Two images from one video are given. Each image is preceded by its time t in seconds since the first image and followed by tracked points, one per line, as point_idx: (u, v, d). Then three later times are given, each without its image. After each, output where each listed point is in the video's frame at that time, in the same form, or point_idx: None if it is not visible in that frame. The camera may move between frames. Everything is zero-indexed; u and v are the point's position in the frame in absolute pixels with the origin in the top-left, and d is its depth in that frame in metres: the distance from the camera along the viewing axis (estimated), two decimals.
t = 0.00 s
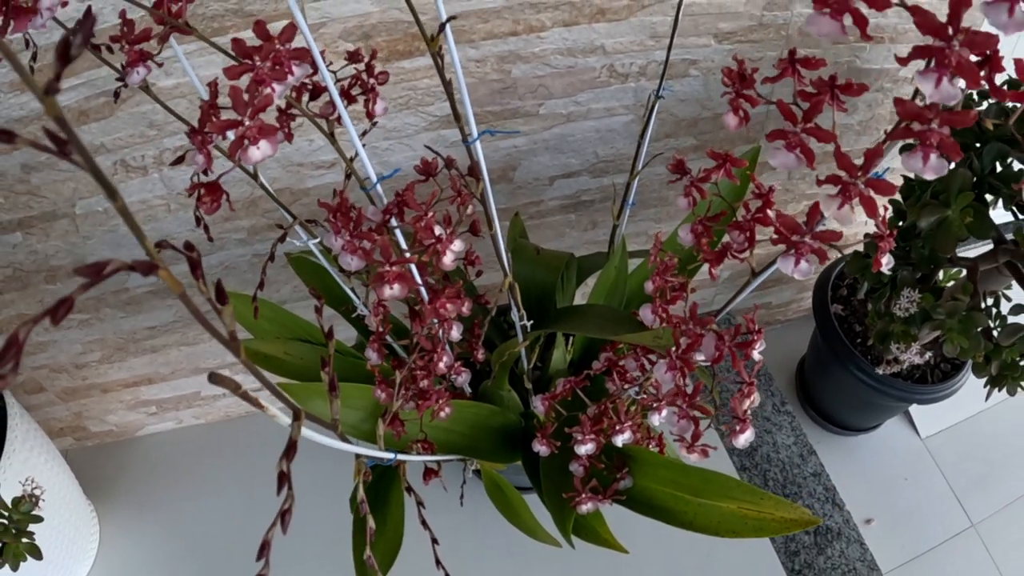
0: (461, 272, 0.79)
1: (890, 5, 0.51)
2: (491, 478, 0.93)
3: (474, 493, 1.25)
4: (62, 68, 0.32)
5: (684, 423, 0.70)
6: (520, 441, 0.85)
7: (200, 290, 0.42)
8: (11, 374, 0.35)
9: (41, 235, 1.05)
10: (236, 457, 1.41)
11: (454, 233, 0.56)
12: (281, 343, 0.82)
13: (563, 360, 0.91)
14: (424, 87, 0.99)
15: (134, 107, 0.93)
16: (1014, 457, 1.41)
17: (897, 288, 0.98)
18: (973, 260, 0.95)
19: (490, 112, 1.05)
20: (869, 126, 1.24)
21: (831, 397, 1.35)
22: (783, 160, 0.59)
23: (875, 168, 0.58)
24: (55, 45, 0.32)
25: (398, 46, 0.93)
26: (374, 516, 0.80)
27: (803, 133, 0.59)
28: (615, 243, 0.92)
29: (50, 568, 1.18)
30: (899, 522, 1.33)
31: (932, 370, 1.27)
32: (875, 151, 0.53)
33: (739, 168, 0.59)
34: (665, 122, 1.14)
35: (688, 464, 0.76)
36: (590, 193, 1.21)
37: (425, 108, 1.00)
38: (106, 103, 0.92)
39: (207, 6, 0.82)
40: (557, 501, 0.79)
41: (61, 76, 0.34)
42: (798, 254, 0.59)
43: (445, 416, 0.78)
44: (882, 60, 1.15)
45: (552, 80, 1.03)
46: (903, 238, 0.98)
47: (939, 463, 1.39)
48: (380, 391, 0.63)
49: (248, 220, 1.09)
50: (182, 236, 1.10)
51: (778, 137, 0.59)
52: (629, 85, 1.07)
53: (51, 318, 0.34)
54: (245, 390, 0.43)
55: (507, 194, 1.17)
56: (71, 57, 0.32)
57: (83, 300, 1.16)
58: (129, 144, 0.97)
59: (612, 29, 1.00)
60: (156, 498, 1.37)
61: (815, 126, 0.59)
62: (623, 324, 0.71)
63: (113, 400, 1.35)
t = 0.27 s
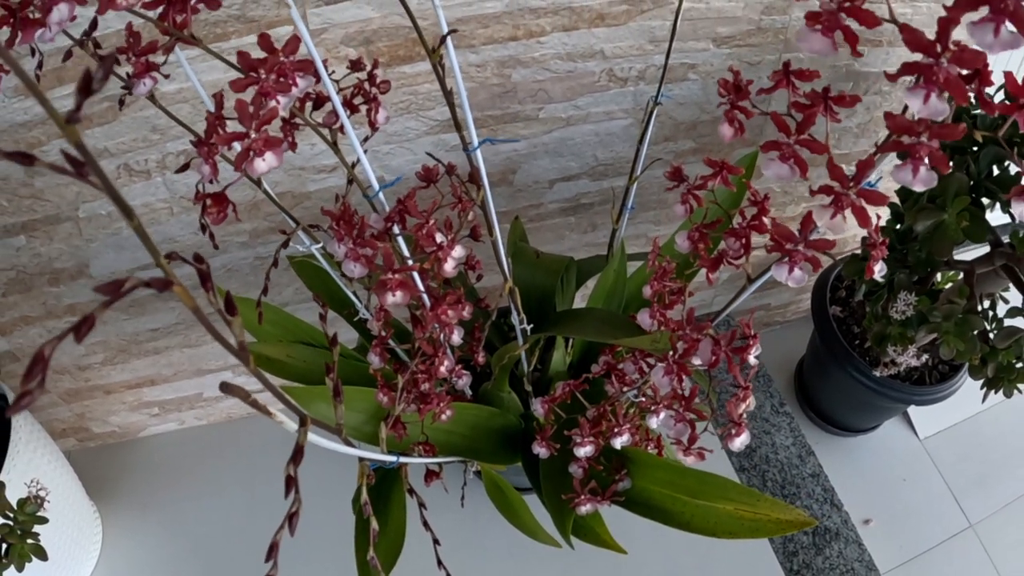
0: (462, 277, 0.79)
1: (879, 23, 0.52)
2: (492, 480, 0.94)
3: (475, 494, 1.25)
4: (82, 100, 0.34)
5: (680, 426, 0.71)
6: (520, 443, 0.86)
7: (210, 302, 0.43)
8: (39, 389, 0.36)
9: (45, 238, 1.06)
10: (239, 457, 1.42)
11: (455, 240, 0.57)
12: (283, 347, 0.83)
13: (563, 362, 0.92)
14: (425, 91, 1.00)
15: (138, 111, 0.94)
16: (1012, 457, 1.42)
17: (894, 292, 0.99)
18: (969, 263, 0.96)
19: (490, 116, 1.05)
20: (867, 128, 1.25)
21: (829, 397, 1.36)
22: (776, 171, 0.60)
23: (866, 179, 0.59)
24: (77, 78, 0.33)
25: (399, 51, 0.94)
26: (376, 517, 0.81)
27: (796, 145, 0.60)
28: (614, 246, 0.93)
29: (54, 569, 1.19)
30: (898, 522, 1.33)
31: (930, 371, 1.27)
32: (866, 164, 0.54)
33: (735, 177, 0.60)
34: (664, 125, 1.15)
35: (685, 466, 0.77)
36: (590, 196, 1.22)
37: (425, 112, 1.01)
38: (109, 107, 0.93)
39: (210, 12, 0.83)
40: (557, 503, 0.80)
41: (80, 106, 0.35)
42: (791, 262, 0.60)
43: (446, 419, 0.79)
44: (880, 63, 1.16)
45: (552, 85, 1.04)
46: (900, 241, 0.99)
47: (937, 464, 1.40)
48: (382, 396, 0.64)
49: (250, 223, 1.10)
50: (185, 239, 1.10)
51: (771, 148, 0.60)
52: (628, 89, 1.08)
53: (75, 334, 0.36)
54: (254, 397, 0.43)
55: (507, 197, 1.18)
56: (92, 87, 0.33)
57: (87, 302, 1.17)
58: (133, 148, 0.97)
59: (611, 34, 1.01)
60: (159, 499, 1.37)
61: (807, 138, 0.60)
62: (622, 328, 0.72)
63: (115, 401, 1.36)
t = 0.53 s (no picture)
0: (463, 282, 0.80)
1: (871, 43, 0.53)
2: (493, 481, 0.95)
3: (476, 495, 1.26)
4: (107, 130, 0.37)
5: (678, 429, 0.73)
6: (521, 445, 0.87)
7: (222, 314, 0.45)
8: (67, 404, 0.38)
9: (49, 242, 1.07)
10: (241, 458, 1.43)
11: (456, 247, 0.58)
12: (287, 351, 0.84)
13: (563, 365, 0.93)
14: (426, 96, 1.00)
15: (141, 116, 0.95)
16: (1010, 458, 1.43)
17: (891, 295, 1.00)
18: (966, 266, 0.97)
19: (491, 121, 1.06)
20: (865, 132, 1.25)
21: (827, 399, 1.37)
22: (772, 182, 0.61)
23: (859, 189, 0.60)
24: (103, 111, 0.36)
25: (401, 57, 0.95)
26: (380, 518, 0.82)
27: (791, 156, 0.61)
28: (613, 251, 0.94)
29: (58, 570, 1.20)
30: (897, 523, 1.34)
31: (928, 373, 1.28)
32: (859, 175, 0.55)
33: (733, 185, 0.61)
34: (664, 129, 1.16)
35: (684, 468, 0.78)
36: (590, 199, 1.23)
37: (427, 117, 1.02)
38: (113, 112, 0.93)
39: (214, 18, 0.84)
40: (557, 504, 0.81)
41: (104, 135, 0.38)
42: (787, 270, 0.61)
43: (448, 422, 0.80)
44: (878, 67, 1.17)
45: (552, 89, 1.05)
46: (897, 245, 1.00)
47: (936, 465, 1.41)
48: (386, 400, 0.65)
49: (253, 226, 1.11)
50: (188, 243, 1.11)
51: (767, 159, 0.61)
52: (628, 93, 1.09)
53: (100, 350, 0.38)
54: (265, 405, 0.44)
55: (507, 201, 1.18)
56: (117, 119, 0.37)
57: (90, 305, 1.18)
58: (137, 153, 0.98)
59: (611, 39, 1.02)
60: (163, 500, 1.38)
61: (801, 150, 0.61)
62: (621, 332, 0.73)
63: (119, 403, 1.36)
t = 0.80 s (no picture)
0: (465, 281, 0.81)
1: (866, 46, 0.53)
2: (495, 479, 0.96)
3: (478, 494, 1.27)
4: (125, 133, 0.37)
5: (678, 427, 0.73)
6: (522, 444, 0.88)
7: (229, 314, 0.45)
8: (84, 399, 0.39)
9: (53, 242, 1.08)
10: (242, 457, 1.43)
11: (458, 247, 0.59)
12: (289, 349, 0.84)
13: (564, 363, 0.94)
14: (428, 97, 1.01)
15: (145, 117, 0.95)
16: (1010, 457, 1.43)
17: (890, 294, 1.01)
18: (965, 265, 0.97)
19: (493, 121, 1.07)
20: (865, 132, 1.26)
21: (827, 398, 1.38)
22: (769, 183, 0.62)
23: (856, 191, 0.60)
24: (121, 115, 0.36)
25: (403, 58, 0.96)
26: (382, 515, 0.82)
27: (788, 158, 0.62)
28: (613, 250, 0.95)
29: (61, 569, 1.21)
30: (896, 522, 1.35)
31: (928, 372, 1.29)
32: (855, 176, 0.56)
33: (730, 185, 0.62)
34: (664, 130, 1.17)
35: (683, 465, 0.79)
36: (591, 199, 1.24)
37: (428, 117, 1.02)
38: (117, 113, 0.94)
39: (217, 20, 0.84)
40: (558, 502, 0.82)
41: (121, 137, 0.38)
42: (784, 269, 0.62)
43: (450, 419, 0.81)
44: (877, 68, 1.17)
45: (553, 90, 1.06)
46: (896, 244, 1.00)
47: (935, 464, 1.41)
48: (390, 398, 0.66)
49: (255, 226, 1.11)
50: (191, 243, 1.12)
51: (764, 161, 0.62)
52: (628, 94, 1.09)
53: (116, 347, 0.39)
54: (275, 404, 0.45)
55: (508, 201, 1.19)
56: (135, 123, 0.37)
57: (93, 305, 1.18)
58: (140, 153, 0.99)
59: (612, 40, 1.02)
60: (164, 500, 1.39)
61: (799, 151, 0.61)
62: (621, 331, 0.73)
63: (121, 402, 1.37)
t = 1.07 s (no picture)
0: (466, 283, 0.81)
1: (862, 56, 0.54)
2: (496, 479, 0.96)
3: (480, 494, 1.28)
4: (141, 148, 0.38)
5: (678, 428, 0.74)
6: (524, 444, 0.89)
7: (237, 319, 0.46)
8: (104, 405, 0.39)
9: (56, 244, 1.08)
10: (243, 458, 1.44)
11: (460, 251, 0.60)
12: (292, 350, 0.85)
13: (565, 364, 0.94)
14: (429, 99, 1.02)
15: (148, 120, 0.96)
16: (1009, 457, 1.44)
17: (889, 296, 1.01)
18: (964, 266, 0.98)
19: (494, 123, 1.07)
20: (865, 133, 1.26)
21: (827, 397, 1.38)
22: (768, 188, 0.62)
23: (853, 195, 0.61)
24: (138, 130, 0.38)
25: (404, 61, 0.96)
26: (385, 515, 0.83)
27: (785, 163, 0.62)
28: (614, 251, 0.95)
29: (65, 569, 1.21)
30: (896, 521, 1.35)
31: (927, 372, 1.29)
32: (853, 181, 0.57)
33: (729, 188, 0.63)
34: (664, 132, 1.17)
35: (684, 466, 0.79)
36: (591, 200, 1.24)
37: (429, 119, 1.03)
38: (119, 116, 0.94)
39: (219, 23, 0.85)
40: (560, 502, 0.82)
41: (134, 150, 0.39)
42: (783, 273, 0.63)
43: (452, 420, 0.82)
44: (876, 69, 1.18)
45: (553, 92, 1.06)
46: (895, 245, 1.01)
47: (935, 463, 1.42)
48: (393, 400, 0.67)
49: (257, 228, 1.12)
50: (193, 244, 1.12)
51: (762, 166, 0.62)
52: (628, 96, 1.10)
53: (133, 355, 0.40)
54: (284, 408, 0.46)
55: (509, 202, 1.20)
56: (150, 138, 0.38)
57: (96, 306, 1.19)
58: (143, 155, 0.99)
59: (612, 42, 1.03)
60: (166, 500, 1.39)
61: (796, 157, 0.62)
62: (622, 333, 0.74)
63: (123, 403, 1.37)
